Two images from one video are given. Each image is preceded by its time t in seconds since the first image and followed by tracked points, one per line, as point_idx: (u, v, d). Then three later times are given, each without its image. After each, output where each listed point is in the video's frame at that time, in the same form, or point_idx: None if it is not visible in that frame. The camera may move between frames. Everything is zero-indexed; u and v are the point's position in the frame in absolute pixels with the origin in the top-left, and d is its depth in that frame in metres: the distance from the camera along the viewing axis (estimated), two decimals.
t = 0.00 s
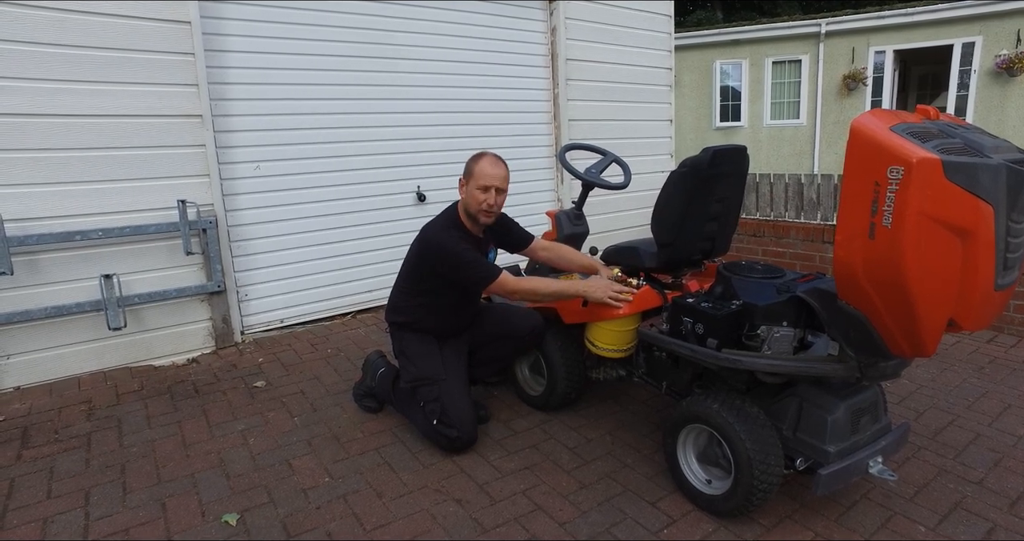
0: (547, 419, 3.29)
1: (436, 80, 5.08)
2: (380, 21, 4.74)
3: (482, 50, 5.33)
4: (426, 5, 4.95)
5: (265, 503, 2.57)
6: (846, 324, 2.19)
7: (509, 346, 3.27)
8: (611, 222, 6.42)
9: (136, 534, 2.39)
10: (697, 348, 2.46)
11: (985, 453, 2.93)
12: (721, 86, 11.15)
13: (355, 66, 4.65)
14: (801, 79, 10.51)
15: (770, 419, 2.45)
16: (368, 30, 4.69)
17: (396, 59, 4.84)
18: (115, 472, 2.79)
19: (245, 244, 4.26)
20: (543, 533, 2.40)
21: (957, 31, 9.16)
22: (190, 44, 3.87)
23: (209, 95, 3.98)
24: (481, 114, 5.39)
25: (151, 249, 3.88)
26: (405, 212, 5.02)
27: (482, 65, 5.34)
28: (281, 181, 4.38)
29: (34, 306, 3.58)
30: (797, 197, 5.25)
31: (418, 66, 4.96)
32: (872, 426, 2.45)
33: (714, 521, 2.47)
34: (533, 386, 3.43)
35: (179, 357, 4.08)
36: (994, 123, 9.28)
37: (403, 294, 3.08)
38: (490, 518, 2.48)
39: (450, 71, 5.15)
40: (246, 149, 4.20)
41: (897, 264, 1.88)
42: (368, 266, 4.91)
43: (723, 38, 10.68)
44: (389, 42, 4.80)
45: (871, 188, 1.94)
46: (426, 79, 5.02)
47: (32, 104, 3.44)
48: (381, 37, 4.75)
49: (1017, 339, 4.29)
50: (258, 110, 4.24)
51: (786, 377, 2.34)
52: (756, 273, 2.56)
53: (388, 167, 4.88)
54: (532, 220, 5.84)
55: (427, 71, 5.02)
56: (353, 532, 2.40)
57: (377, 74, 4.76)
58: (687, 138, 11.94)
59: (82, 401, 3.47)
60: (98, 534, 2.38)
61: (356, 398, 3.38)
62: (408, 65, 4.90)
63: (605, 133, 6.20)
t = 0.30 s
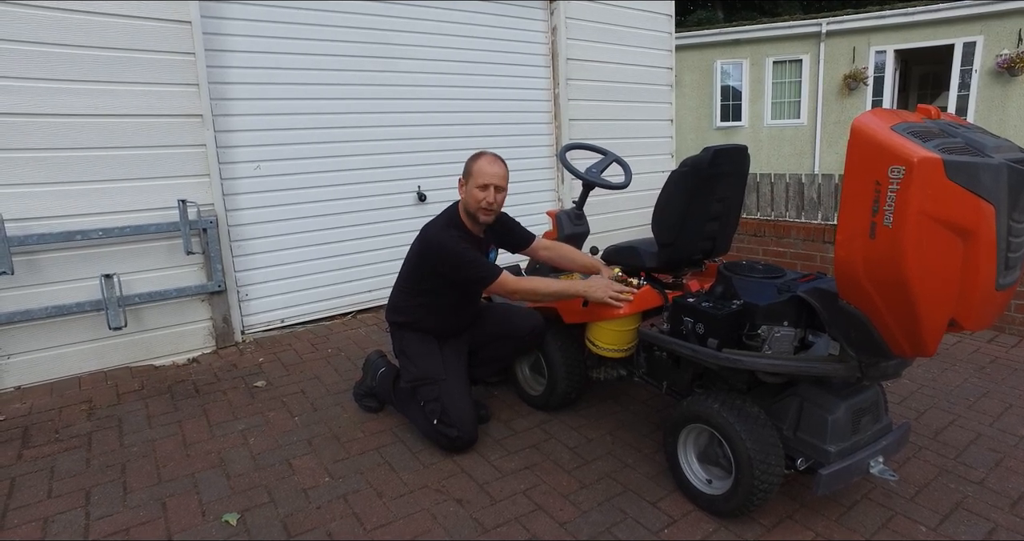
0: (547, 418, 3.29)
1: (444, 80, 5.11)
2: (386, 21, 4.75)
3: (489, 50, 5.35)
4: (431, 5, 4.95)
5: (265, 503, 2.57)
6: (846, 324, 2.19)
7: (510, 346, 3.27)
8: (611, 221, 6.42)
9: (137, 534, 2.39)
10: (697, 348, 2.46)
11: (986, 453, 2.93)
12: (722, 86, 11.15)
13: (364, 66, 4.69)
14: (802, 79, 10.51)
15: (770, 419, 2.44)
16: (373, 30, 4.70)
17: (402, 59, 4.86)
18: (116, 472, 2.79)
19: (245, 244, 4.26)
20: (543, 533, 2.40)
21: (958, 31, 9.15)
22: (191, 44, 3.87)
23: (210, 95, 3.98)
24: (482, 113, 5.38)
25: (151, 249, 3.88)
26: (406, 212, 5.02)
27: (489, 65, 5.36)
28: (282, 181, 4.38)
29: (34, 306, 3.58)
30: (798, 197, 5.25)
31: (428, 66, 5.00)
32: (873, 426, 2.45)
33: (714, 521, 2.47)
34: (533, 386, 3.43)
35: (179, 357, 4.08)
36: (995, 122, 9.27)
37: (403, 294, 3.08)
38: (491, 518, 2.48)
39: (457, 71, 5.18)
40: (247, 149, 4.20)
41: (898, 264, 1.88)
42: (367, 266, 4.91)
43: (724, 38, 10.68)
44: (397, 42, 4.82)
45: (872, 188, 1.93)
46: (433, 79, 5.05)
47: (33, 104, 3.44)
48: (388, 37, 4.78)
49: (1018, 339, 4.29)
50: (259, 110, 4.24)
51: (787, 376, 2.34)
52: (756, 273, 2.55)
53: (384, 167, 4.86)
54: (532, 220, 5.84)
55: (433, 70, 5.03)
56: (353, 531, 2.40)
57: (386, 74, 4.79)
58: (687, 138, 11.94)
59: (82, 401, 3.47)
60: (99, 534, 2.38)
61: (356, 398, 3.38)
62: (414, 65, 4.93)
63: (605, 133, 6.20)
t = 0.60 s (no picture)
0: (548, 418, 3.29)
1: (445, 80, 5.11)
2: (389, 21, 4.75)
3: (491, 50, 5.35)
4: (434, 5, 4.95)
5: (265, 503, 2.57)
6: (846, 323, 2.19)
7: (510, 346, 3.27)
8: (612, 221, 6.42)
9: (136, 534, 2.38)
10: (698, 347, 2.46)
11: (987, 453, 2.92)
12: (722, 86, 11.15)
13: (367, 67, 4.69)
14: (802, 79, 10.50)
15: (771, 419, 2.44)
16: (377, 30, 4.70)
17: (405, 59, 4.86)
18: (116, 471, 2.79)
19: (244, 243, 4.26)
20: (543, 533, 2.39)
21: (959, 30, 9.15)
22: (191, 43, 3.87)
23: (210, 95, 3.98)
24: (482, 113, 5.38)
25: (151, 249, 3.88)
26: (406, 212, 5.02)
27: (491, 65, 5.37)
28: (282, 181, 4.38)
29: (34, 306, 3.58)
30: (798, 197, 5.24)
31: (430, 66, 5.00)
32: (873, 425, 2.45)
33: (714, 521, 2.47)
34: (533, 386, 3.43)
35: (179, 357, 4.08)
36: (995, 122, 9.26)
37: (403, 294, 3.08)
38: (491, 518, 2.47)
39: (457, 71, 5.17)
40: (247, 149, 4.20)
41: (899, 264, 1.88)
42: (366, 266, 4.91)
43: (724, 38, 10.68)
44: (400, 42, 4.82)
45: (873, 187, 1.93)
46: (434, 79, 5.04)
47: (33, 104, 3.44)
48: (391, 37, 4.77)
49: (1019, 339, 4.28)
50: (260, 110, 4.24)
51: (787, 376, 2.33)
52: (757, 273, 2.55)
53: (381, 167, 4.85)
54: (532, 220, 5.84)
55: (435, 70, 5.04)
56: (353, 531, 2.40)
57: (388, 74, 4.79)
58: (687, 138, 11.94)
59: (82, 400, 3.47)
60: (99, 533, 2.38)
61: (356, 397, 3.38)
62: (415, 65, 4.92)
63: (606, 133, 6.20)
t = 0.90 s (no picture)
0: (549, 419, 3.29)
1: (446, 80, 5.11)
2: (387, 21, 4.75)
3: (489, 50, 5.34)
4: (433, 5, 4.95)
5: (266, 503, 2.57)
6: (848, 324, 2.19)
7: (511, 346, 3.27)
8: (612, 222, 6.41)
9: (138, 534, 2.38)
10: (699, 348, 2.46)
11: (990, 454, 2.92)
12: (722, 86, 11.16)
13: (365, 67, 4.68)
14: (803, 79, 10.49)
15: (773, 419, 2.44)
16: (374, 30, 4.69)
17: (403, 59, 4.85)
18: (117, 472, 2.79)
19: (246, 244, 4.26)
20: (545, 533, 2.39)
21: (959, 30, 9.14)
22: (192, 44, 3.87)
23: (211, 95, 3.98)
24: (483, 114, 5.38)
25: (152, 249, 3.88)
26: (407, 212, 5.02)
27: (489, 65, 5.36)
28: (283, 181, 4.38)
29: (35, 306, 3.58)
30: (799, 197, 5.24)
31: (429, 66, 5.00)
32: (875, 426, 2.44)
33: (716, 522, 2.47)
34: (535, 386, 3.42)
35: (180, 357, 4.08)
36: (997, 122, 9.24)
37: (404, 294, 3.08)
38: (493, 519, 2.47)
39: (458, 71, 5.17)
40: (248, 149, 4.20)
41: (901, 265, 1.88)
42: (368, 266, 4.90)
43: (725, 38, 10.67)
44: (398, 42, 4.82)
45: (875, 188, 1.93)
46: (435, 79, 5.04)
47: (35, 104, 3.44)
48: (389, 37, 4.77)
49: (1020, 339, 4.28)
50: (262, 110, 4.25)
51: (789, 377, 2.33)
52: (758, 273, 2.55)
53: (384, 167, 4.85)
54: (533, 220, 5.84)
55: (434, 70, 5.03)
56: (354, 532, 2.40)
57: (388, 74, 4.79)
58: (688, 138, 11.94)
59: (84, 400, 3.48)
60: (100, 534, 2.38)
61: (357, 398, 3.38)
62: (416, 65, 4.92)
63: (607, 133, 6.20)
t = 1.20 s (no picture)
0: (550, 418, 3.28)
1: (447, 80, 5.11)
2: (392, 20, 4.75)
3: (493, 50, 5.36)
4: (436, 5, 4.96)
5: (267, 503, 2.57)
6: (850, 323, 2.19)
7: (512, 346, 3.27)
8: (613, 221, 6.41)
9: (139, 533, 2.38)
10: (701, 347, 2.46)
11: (991, 454, 2.92)
12: (723, 86, 11.16)
13: (366, 67, 4.68)
14: (804, 79, 10.49)
15: (774, 419, 2.44)
16: (379, 30, 4.71)
17: (404, 59, 4.85)
18: (118, 471, 2.79)
19: (247, 243, 4.27)
20: (546, 533, 2.39)
21: (961, 30, 9.13)
22: (193, 43, 3.87)
23: (213, 95, 3.99)
24: (484, 113, 5.38)
25: (153, 249, 3.88)
26: (408, 212, 5.02)
27: (490, 64, 5.36)
28: (285, 181, 4.38)
29: (36, 305, 3.58)
30: (800, 197, 5.24)
31: (434, 67, 5.01)
32: (877, 426, 2.44)
33: (718, 522, 2.47)
34: (536, 386, 3.42)
35: (181, 356, 4.08)
36: (998, 122, 9.24)
37: (405, 294, 3.08)
38: (494, 518, 2.47)
39: (459, 71, 5.17)
40: (250, 148, 4.21)
41: (904, 264, 1.87)
42: (367, 266, 4.90)
43: (726, 38, 10.67)
44: (402, 42, 4.82)
45: (878, 187, 1.93)
46: (436, 78, 5.04)
47: (36, 103, 3.44)
48: (394, 37, 4.78)
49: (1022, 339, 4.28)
50: (265, 110, 4.25)
51: (791, 377, 2.33)
52: (760, 273, 2.55)
53: (386, 166, 4.85)
54: (535, 219, 5.84)
55: (435, 70, 5.03)
56: (356, 532, 2.39)
57: (390, 74, 4.79)
58: (689, 138, 11.94)
59: (85, 399, 3.48)
60: (101, 533, 2.38)
61: (358, 398, 3.37)
62: (417, 65, 4.92)
63: (608, 133, 6.20)
